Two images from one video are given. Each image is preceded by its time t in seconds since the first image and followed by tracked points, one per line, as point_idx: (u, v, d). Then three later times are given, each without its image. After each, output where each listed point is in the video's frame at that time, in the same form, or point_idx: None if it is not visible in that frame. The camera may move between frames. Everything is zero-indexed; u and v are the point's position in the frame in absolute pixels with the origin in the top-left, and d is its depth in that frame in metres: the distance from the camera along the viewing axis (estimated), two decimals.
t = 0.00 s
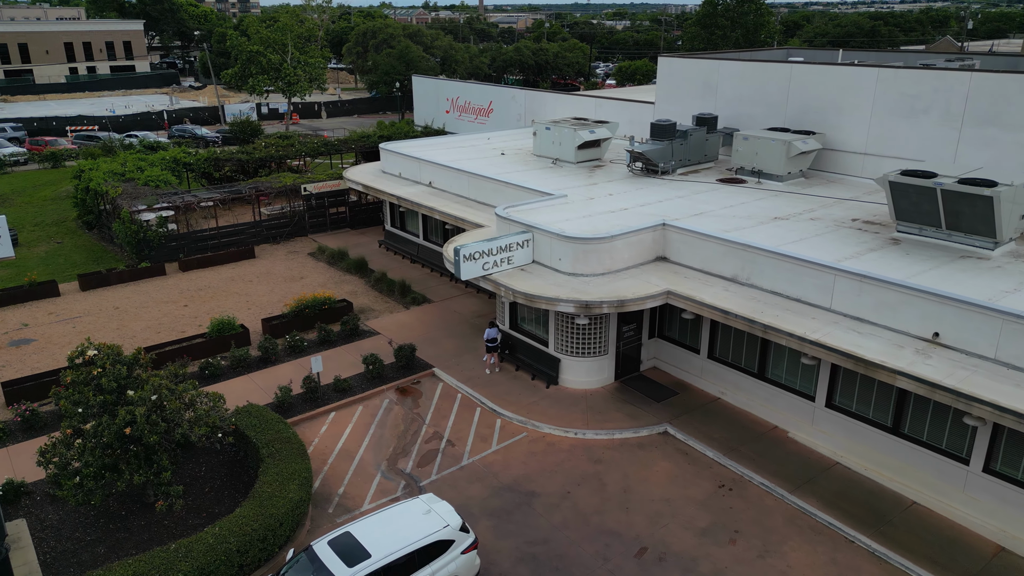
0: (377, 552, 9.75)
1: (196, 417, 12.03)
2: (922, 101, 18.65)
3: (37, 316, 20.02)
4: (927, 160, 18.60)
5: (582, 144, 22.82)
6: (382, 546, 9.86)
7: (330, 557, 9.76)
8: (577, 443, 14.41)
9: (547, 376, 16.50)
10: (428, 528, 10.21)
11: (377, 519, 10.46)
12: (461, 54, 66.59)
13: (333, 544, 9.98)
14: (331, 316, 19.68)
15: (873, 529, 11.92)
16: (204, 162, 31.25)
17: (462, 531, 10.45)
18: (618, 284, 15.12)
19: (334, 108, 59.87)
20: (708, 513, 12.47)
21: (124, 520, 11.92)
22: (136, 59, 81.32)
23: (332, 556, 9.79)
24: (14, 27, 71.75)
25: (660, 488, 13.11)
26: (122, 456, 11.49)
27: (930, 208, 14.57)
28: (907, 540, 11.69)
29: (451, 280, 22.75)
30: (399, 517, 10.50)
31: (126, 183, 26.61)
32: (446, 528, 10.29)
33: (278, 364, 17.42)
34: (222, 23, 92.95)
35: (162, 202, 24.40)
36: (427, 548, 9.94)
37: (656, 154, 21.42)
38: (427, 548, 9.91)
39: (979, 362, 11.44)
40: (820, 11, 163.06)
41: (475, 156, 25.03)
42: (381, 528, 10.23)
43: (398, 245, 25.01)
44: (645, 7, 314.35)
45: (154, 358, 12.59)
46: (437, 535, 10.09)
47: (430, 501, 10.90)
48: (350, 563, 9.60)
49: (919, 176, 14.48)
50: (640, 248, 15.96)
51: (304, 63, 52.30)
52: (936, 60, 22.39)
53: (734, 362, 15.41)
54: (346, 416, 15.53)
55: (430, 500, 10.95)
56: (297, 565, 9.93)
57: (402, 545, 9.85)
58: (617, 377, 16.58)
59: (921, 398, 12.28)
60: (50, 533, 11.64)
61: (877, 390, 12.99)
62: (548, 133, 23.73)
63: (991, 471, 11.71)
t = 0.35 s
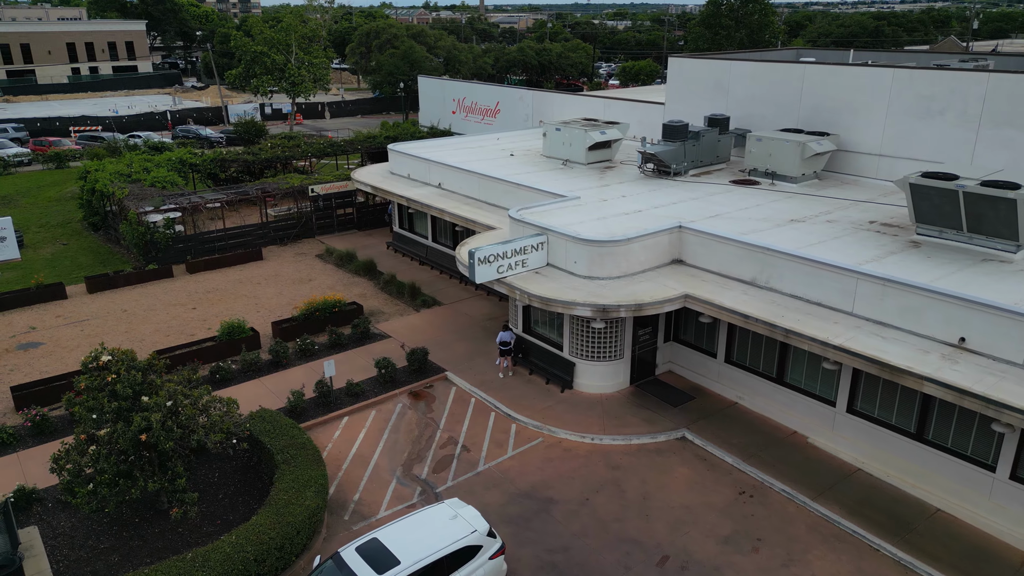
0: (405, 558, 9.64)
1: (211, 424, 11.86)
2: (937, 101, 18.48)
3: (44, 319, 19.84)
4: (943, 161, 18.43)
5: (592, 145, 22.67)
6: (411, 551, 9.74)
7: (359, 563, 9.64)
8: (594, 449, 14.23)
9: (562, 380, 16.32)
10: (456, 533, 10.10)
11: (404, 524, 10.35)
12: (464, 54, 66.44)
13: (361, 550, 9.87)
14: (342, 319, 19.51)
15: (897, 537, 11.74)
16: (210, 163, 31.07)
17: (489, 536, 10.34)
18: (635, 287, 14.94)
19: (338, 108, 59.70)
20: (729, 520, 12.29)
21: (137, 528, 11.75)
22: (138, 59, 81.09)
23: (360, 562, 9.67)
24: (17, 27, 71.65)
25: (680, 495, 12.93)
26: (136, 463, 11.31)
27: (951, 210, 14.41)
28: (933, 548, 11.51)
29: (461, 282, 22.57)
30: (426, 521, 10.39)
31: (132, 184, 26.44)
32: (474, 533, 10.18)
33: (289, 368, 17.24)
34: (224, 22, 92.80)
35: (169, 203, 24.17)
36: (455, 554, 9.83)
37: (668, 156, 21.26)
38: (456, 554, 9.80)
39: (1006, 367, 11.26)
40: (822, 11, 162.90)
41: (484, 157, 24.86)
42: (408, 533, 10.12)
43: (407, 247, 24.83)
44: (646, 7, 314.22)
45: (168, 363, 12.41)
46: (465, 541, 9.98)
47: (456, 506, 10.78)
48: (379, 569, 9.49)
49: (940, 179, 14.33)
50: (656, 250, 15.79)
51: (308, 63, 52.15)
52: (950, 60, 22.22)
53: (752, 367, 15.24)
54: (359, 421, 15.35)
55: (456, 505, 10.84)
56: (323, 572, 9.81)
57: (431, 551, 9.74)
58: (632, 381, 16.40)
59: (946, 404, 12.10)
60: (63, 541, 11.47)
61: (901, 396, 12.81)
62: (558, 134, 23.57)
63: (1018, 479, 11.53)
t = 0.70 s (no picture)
0: (434, 566, 9.49)
1: (226, 431, 11.65)
2: (955, 102, 18.26)
3: (51, 322, 19.63)
4: (962, 163, 18.21)
5: (603, 146, 22.45)
6: (439, 559, 9.61)
7: (386, 572, 9.49)
8: (611, 456, 14.01)
9: (576, 385, 16.11)
10: (483, 540, 9.95)
11: (431, 531, 10.20)
12: (468, 54, 66.23)
13: (387, 558, 9.71)
14: (352, 322, 19.30)
15: (924, 547, 11.52)
16: (216, 164, 30.86)
17: (517, 543, 10.19)
18: (653, 291, 14.72)
19: (341, 108, 59.52)
20: (752, 529, 12.06)
21: (149, 537, 11.54)
22: (141, 59, 81.01)
23: (387, 571, 9.51)
24: (20, 27, 71.57)
25: (700, 503, 12.69)
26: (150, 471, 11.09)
27: (973, 213, 14.21)
28: (961, 558, 11.29)
29: (471, 284, 22.36)
30: (452, 528, 10.24)
31: (138, 185, 26.23)
32: (501, 540, 10.03)
33: (299, 372, 17.03)
34: (226, 22, 92.65)
35: (175, 204, 23.96)
36: (483, 562, 9.68)
37: (680, 157, 21.05)
38: (484, 561, 9.66)
39: None
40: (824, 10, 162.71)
41: (493, 158, 24.66)
42: (435, 541, 9.97)
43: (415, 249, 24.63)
44: (647, 7, 314.33)
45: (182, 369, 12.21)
46: (492, 548, 9.83)
47: (482, 512, 10.63)
48: None
49: (963, 181, 14.13)
50: (673, 253, 15.58)
51: (312, 64, 51.96)
52: (965, 60, 22.01)
53: (770, 372, 15.02)
54: (372, 426, 15.13)
55: (481, 511, 10.68)
56: None
57: (459, 559, 9.59)
58: (648, 386, 16.20)
59: (974, 410, 11.89)
60: (74, 550, 11.26)
61: (925, 402, 12.59)
62: (569, 135, 23.36)
63: None
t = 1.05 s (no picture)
0: None
1: (242, 439, 11.42)
2: (974, 103, 17.99)
3: (57, 326, 19.41)
4: (981, 165, 17.94)
5: (614, 147, 22.20)
6: (470, 568, 9.48)
7: None
8: (630, 464, 13.76)
9: (592, 391, 15.87)
10: (514, 548, 9.84)
11: (460, 540, 10.07)
12: (472, 54, 65.99)
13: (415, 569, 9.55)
14: (362, 327, 19.06)
15: (954, 558, 11.28)
16: (222, 165, 30.63)
17: (546, 551, 10.09)
18: (671, 296, 14.49)
19: (345, 109, 59.29)
20: (777, 539, 11.80)
21: (163, 548, 11.30)
22: (143, 59, 80.78)
23: None
24: (22, 28, 71.36)
25: (723, 513, 12.44)
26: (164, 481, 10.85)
27: (998, 216, 13.96)
28: (993, 570, 11.04)
29: (481, 288, 22.11)
30: (481, 536, 10.11)
31: (144, 187, 26.01)
32: (532, 548, 9.93)
33: (310, 377, 16.79)
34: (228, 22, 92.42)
35: (182, 206, 23.73)
36: (515, 570, 9.57)
37: (694, 159, 20.81)
38: (516, 569, 9.55)
39: None
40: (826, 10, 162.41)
41: (503, 160, 24.41)
42: (465, 550, 9.84)
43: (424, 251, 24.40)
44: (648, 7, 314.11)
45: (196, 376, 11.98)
46: (524, 556, 9.72)
47: (509, 520, 10.51)
48: None
49: (987, 184, 13.88)
50: (691, 257, 15.34)
51: (316, 64, 51.72)
52: (981, 60, 21.74)
53: (790, 378, 14.78)
54: (385, 433, 14.89)
55: (508, 518, 10.56)
56: None
57: (491, 567, 9.48)
58: (665, 392, 15.95)
59: (1003, 418, 11.64)
60: (86, 562, 11.02)
61: (953, 410, 12.34)
62: (580, 137, 23.10)
63: None
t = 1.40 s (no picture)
0: None
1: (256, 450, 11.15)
2: (995, 105, 17.71)
3: (63, 331, 19.13)
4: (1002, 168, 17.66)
5: (626, 149, 21.94)
6: None
7: None
8: (649, 474, 13.50)
9: (608, 398, 15.60)
10: (545, 559, 9.77)
11: (488, 551, 9.93)
12: (475, 55, 65.74)
13: None
14: (372, 331, 18.79)
15: (985, 572, 11.00)
16: (227, 167, 30.35)
17: (576, 561, 10.05)
18: (691, 301, 14.23)
19: (348, 110, 59.03)
20: (803, 552, 11.53)
21: (175, 561, 11.03)
22: (145, 60, 80.54)
23: None
24: (23, 28, 71.09)
25: (746, 525, 12.17)
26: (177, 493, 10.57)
27: None
28: None
29: (491, 291, 21.84)
30: (510, 547, 10.01)
31: (149, 189, 25.73)
32: (562, 558, 9.87)
33: (320, 384, 16.52)
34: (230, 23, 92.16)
35: (188, 209, 23.46)
36: None
37: (707, 161, 20.53)
38: None
39: None
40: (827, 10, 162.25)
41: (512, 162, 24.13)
42: (495, 561, 9.70)
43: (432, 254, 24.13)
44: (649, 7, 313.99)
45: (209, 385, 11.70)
46: (556, 567, 9.66)
47: (537, 529, 10.42)
48: None
49: (1013, 188, 13.61)
50: (709, 262, 15.07)
51: (320, 65, 51.48)
52: (998, 61, 21.45)
53: (811, 385, 14.52)
54: (399, 441, 14.61)
55: (535, 528, 10.48)
56: None
57: None
58: (682, 399, 15.69)
59: None
60: None
61: (981, 419, 12.06)
62: (591, 139, 22.81)
63: None
